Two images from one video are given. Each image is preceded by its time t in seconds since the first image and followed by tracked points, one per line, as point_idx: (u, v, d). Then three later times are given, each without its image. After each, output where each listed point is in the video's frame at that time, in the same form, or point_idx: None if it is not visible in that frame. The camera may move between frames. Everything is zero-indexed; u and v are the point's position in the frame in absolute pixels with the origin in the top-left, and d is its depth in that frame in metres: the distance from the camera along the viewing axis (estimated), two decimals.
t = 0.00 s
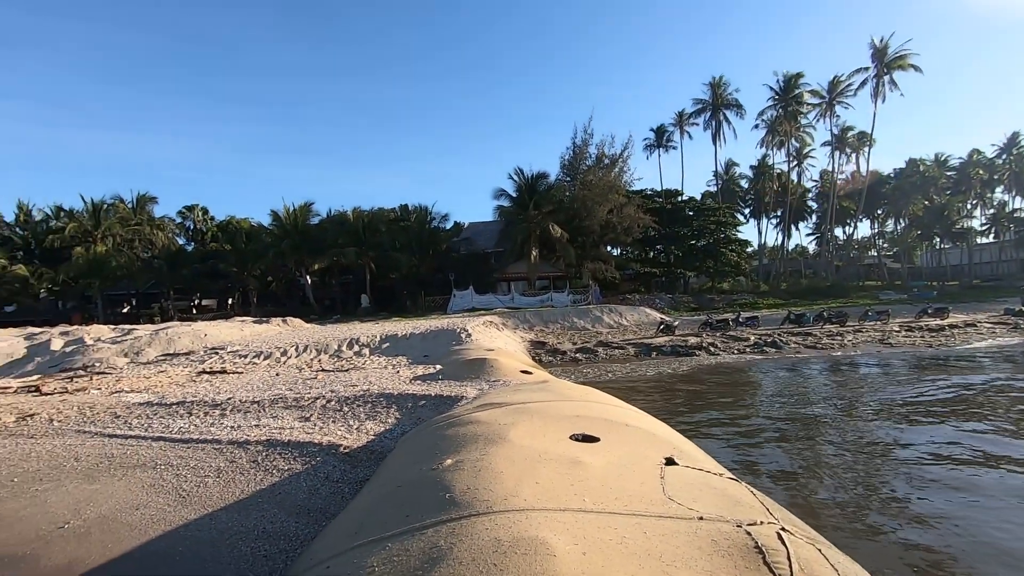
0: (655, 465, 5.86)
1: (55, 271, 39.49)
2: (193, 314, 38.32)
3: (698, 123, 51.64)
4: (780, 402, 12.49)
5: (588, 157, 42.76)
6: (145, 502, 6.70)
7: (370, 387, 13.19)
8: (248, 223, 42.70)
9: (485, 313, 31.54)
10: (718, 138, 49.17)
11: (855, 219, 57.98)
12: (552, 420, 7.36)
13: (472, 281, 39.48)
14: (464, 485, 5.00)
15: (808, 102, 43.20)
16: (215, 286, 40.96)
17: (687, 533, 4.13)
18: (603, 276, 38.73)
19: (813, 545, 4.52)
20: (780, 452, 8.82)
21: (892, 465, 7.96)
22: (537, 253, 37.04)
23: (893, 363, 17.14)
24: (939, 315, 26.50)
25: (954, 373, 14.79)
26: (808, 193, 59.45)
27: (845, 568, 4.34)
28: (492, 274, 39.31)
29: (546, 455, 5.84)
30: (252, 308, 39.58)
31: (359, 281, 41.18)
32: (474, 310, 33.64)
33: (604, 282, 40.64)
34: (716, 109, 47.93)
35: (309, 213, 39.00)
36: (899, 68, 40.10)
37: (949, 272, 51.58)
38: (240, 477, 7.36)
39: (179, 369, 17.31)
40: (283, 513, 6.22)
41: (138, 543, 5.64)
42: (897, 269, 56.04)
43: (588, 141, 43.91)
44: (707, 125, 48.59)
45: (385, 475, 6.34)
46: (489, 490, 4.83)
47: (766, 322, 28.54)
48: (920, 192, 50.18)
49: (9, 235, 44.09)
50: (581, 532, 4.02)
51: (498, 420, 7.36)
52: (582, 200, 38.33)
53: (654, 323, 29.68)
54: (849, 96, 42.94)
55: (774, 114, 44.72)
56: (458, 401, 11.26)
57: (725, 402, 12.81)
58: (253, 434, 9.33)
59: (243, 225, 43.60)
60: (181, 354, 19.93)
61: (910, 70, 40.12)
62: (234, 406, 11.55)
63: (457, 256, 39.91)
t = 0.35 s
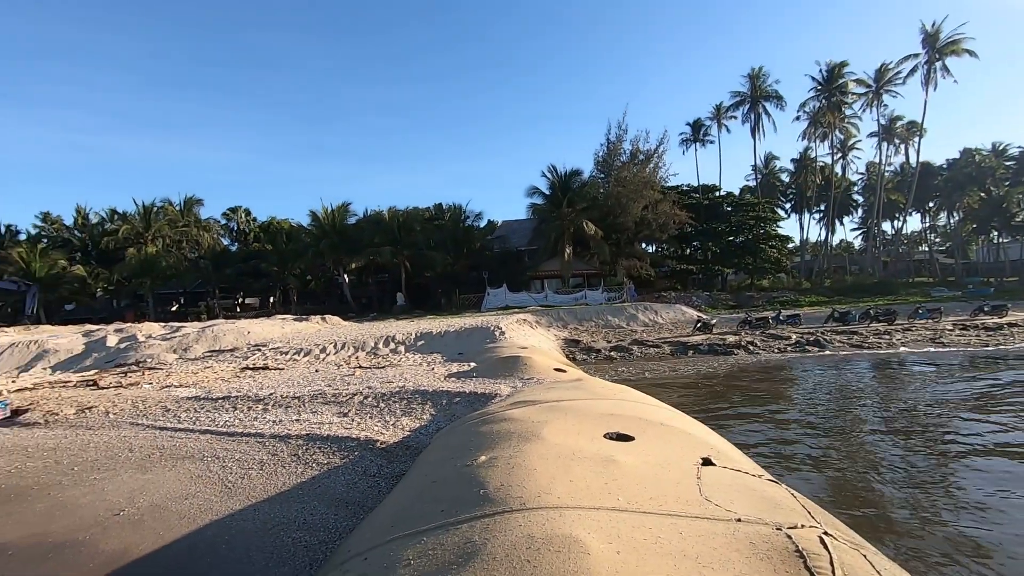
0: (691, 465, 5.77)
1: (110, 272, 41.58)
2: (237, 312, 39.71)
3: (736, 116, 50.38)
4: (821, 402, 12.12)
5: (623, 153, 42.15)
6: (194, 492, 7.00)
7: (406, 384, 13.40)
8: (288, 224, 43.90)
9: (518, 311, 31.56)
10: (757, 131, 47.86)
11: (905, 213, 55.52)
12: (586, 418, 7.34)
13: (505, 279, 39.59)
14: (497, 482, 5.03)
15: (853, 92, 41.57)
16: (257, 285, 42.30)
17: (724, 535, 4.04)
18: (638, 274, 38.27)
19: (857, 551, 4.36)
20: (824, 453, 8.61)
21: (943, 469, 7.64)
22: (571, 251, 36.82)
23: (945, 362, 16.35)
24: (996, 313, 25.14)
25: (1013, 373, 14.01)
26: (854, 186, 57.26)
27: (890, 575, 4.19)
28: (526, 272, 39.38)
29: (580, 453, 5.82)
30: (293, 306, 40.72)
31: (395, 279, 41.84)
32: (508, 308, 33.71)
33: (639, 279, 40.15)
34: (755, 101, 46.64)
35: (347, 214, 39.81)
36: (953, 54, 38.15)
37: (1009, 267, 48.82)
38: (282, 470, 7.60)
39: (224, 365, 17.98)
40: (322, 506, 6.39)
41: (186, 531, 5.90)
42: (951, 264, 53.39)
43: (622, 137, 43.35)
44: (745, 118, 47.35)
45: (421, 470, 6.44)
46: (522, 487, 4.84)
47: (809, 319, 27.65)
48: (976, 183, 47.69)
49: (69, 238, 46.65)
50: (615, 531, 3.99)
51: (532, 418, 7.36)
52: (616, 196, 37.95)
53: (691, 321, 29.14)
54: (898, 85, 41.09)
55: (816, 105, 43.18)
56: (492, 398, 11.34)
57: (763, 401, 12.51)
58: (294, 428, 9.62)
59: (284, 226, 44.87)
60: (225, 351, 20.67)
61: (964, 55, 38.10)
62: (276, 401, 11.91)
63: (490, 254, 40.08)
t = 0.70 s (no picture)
0: (737, 467, 5.63)
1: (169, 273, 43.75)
2: (285, 310, 41.13)
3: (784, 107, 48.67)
4: (876, 404, 11.62)
5: (664, 149, 41.33)
6: (246, 483, 7.31)
7: (448, 381, 13.60)
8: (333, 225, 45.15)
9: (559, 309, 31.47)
10: (807, 122, 46.12)
11: (969, 205, 52.39)
12: (628, 418, 7.27)
13: (545, 277, 39.55)
14: (538, 480, 5.05)
15: (911, 78, 39.49)
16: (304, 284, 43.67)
17: (773, 541, 3.93)
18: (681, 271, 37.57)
19: (916, 561, 4.16)
20: (876, 456, 8.27)
21: (1009, 475, 7.25)
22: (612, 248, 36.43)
23: (1013, 364, 15.37)
24: None
25: None
26: (912, 178, 54.43)
27: None
28: (566, 270, 39.26)
29: (621, 453, 5.77)
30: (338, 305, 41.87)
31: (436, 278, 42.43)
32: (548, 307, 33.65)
33: (681, 277, 39.38)
34: (804, 92, 44.95)
35: (389, 214, 40.60)
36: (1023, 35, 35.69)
37: None
38: (329, 464, 7.84)
39: (274, 362, 18.66)
40: (367, 500, 6.56)
41: (240, 520, 6.16)
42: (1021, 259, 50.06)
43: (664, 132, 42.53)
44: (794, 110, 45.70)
45: (462, 467, 6.52)
46: (563, 485, 4.84)
47: (862, 318, 26.48)
48: None
49: (132, 240, 49.38)
50: (659, 533, 3.94)
51: (572, 417, 7.35)
52: (658, 193, 37.31)
53: (737, 320, 28.38)
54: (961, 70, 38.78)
55: (871, 93, 41.22)
56: (533, 396, 11.37)
57: (813, 403, 12.08)
58: (340, 423, 9.90)
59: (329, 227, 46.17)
60: (276, 348, 21.45)
61: None
62: (323, 397, 12.29)
63: (530, 253, 40.11)
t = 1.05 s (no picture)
0: (783, 472, 5.46)
1: (219, 274, 45.57)
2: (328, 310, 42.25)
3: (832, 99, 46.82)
4: (933, 407, 11.06)
5: (705, 145, 40.36)
6: (293, 477, 7.55)
7: (486, 381, 13.68)
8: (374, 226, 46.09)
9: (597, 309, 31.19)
10: (856, 114, 44.25)
11: None
12: (668, 419, 7.15)
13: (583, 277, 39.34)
14: (577, 480, 5.03)
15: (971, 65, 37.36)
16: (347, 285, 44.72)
17: (822, 548, 3.80)
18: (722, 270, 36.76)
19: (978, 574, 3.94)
20: (934, 461, 7.90)
21: None
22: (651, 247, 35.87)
23: None
24: None
25: None
26: (973, 170, 51.44)
27: None
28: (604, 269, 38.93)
29: (662, 455, 5.68)
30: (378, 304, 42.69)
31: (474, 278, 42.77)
32: (586, 306, 33.41)
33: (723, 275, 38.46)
34: (853, 82, 43.14)
35: (427, 215, 41.12)
36: None
37: None
38: (371, 460, 8.02)
39: (318, 360, 19.18)
40: (408, 496, 6.68)
41: (287, 513, 6.38)
42: None
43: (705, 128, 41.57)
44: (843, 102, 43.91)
45: (501, 466, 6.54)
46: (602, 486, 4.81)
47: (918, 318, 25.20)
48: None
49: (185, 243, 51.72)
50: (701, 536, 3.87)
51: (610, 417, 7.28)
52: (699, 190, 36.55)
53: (782, 320, 27.49)
54: None
55: (927, 82, 39.14)
56: (571, 396, 11.32)
57: (863, 406, 11.60)
58: (382, 420, 10.10)
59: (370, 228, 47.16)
60: (319, 346, 22.05)
61: None
62: (365, 394, 12.56)
63: (567, 252, 39.96)
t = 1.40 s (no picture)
0: (826, 475, 5.28)
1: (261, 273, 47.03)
2: (365, 308, 43.07)
3: (879, 88, 44.95)
4: (988, 410, 10.53)
5: (744, 139, 39.34)
6: (331, 470, 7.74)
7: (519, 378, 13.71)
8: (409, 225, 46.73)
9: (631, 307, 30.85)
10: (905, 104, 42.40)
11: None
12: (706, 419, 7.01)
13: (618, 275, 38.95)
14: (611, 479, 4.99)
15: None
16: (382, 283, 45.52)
17: (868, 554, 3.67)
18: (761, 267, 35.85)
19: None
20: (989, 466, 7.54)
21: None
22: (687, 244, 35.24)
23: None
24: None
25: None
26: None
27: None
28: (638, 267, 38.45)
29: (699, 455, 5.57)
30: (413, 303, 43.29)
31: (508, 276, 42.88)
32: (620, 305, 33.08)
33: (763, 273, 37.49)
34: (902, 71, 41.34)
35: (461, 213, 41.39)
36: None
37: None
38: (406, 455, 8.15)
39: (355, 357, 19.58)
40: (443, 491, 6.76)
41: (326, 505, 6.55)
42: None
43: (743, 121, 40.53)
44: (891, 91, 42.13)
45: (535, 464, 6.55)
46: (637, 485, 4.76)
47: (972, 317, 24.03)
48: None
49: (229, 243, 53.59)
50: (740, 538, 3.79)
51: (645, 416, 7.19)
52: (737, 185, 35.68)
53: (825, 318, 26.62)
54: None
55: (983, 69, 37.21)
56: (605, 395, 11.24)
57: (912, 408, 11.14)
58: (417, 417, 10.25)
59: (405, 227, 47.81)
60: (356, 343, 22.51)
61: None
62: (400, 391, 12.77)
63: (601, 250, 39.61)
